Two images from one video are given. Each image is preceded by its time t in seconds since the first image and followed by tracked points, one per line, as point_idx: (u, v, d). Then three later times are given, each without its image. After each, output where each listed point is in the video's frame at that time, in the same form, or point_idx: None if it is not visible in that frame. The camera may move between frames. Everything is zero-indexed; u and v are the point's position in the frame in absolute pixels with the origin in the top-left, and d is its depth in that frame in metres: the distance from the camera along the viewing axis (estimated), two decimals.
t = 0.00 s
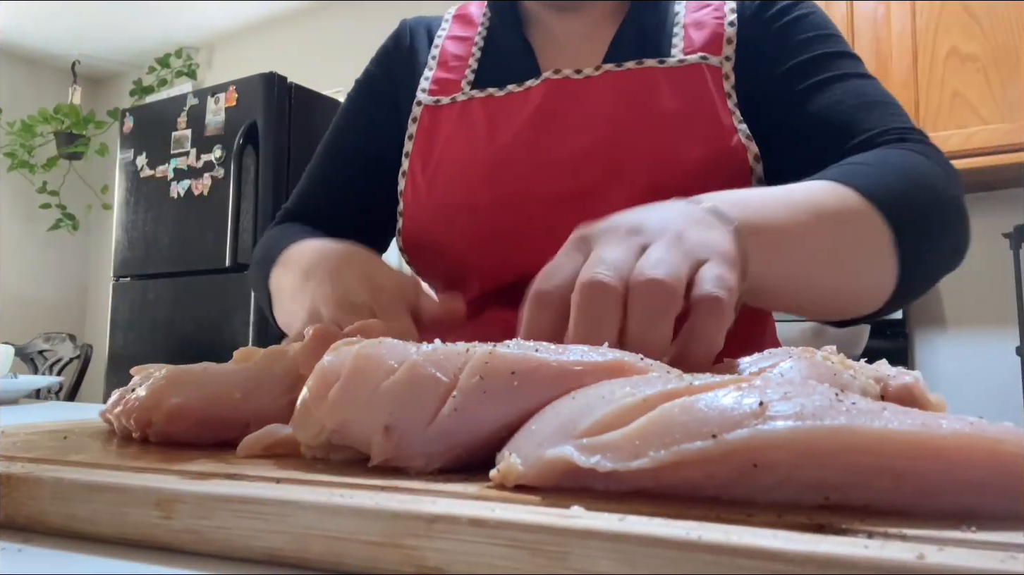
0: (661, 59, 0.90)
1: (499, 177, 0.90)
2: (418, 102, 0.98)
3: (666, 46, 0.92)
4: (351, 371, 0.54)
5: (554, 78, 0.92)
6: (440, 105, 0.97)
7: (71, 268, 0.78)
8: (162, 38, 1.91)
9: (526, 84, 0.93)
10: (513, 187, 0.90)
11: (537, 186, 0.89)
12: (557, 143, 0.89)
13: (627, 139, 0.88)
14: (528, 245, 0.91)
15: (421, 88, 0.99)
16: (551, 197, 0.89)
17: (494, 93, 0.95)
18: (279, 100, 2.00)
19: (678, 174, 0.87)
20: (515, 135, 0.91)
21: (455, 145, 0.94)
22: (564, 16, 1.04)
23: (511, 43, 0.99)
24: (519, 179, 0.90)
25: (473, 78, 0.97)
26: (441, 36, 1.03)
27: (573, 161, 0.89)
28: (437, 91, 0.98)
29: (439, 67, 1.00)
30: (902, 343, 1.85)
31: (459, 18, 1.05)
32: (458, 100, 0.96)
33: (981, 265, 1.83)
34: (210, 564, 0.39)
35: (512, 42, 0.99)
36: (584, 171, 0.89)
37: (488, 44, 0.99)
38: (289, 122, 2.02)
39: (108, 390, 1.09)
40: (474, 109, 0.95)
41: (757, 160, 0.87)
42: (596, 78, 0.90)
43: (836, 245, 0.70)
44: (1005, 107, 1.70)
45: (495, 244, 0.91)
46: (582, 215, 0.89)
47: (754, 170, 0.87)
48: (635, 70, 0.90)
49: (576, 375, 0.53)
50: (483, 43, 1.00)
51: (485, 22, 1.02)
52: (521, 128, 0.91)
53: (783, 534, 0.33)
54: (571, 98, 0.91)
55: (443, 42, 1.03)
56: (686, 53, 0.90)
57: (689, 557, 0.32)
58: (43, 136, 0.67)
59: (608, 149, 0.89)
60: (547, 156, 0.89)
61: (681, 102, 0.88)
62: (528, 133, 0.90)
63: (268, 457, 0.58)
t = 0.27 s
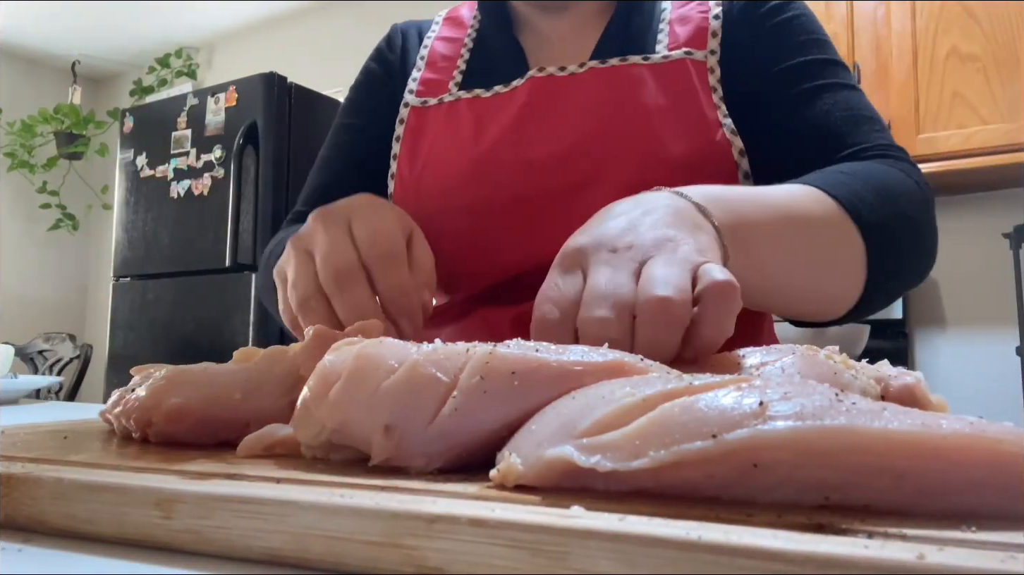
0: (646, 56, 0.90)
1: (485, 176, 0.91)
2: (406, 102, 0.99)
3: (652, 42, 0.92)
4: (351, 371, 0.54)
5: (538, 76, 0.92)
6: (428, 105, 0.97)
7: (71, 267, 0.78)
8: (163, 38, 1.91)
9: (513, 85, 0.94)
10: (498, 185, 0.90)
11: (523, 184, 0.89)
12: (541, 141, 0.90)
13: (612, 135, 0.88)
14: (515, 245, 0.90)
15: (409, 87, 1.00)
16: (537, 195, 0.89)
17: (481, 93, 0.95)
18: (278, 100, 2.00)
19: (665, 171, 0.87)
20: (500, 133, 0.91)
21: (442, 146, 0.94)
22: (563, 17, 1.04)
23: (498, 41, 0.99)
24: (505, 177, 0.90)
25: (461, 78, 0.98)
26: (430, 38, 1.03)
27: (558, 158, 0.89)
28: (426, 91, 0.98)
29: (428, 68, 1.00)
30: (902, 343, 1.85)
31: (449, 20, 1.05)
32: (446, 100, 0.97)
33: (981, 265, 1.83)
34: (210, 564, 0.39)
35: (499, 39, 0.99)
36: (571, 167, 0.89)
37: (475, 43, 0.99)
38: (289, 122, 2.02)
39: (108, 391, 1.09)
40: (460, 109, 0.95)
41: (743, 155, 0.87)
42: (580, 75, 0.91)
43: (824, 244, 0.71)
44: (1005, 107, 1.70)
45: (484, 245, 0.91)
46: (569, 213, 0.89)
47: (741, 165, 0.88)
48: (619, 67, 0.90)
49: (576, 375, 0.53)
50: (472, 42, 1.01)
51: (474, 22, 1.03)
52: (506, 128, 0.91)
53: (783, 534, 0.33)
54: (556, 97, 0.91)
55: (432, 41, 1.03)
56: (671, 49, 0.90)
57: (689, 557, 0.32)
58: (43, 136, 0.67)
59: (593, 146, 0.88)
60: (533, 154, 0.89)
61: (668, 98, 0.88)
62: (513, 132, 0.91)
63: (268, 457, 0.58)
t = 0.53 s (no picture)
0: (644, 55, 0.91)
1: (488, 174, 0.91)
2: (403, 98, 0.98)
3: (648, 42, 0.93)
4: (351, 371, 0.54)
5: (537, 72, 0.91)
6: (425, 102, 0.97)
7: (71, 267, 0.78)
8: (163, 38, 1.91)
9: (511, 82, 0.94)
10: (503, 183, 0.90)
11: (528, 181, 0.89)
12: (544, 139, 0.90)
13: (615, 132, 0.89)
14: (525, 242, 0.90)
15: (404, 83, 0.99)
16: (542, 192, 0.89)
17: (480, 92, 0.95)
18: (278, 99, 2.00)
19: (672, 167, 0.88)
20: (502, 130, 0.91)
21: (443, 143, 0.94)
22: (564, 17, 1.04)
23: (495, 36, 0.99)
24: (509, 175, 0.90)
25: (457, 75, 0.98)
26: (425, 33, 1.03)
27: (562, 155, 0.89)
28: (422, 87, 0.98)
29: (424, 64, 1.00)
30: (903, 343, 1.85)
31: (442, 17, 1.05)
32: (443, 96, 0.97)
33: (981, 265, 1.83)
34: (210, 564, 0.39)
35: (494, 35, 0.99)
36: (575, 163, 0.89)
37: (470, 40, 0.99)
38: (288, 121, 2.02)
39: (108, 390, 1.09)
40: (459, 107, 0.95)
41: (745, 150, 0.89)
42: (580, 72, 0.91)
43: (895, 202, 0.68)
44: (1005, 106, 1.70)
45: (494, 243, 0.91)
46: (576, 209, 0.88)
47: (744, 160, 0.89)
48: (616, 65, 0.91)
49: (576, 375, 0.53)
50: (467, 40, 1.00)
51: (468, 20, 1.02)
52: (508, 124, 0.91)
53: (783, 534, 0.33)
54: (556, 93, 0.91)
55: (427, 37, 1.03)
56: (668, 48, 0.92)
57: (689, 557, 0.32)
58: (43, 136, 0.67)
59: (596, 142, 0.89)
60: (536, 151, 0.89)
61: (668, 96, 0.89)
62: (515, 129, 0.91)
63: (268, 458, 0.58)
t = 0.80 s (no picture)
0: (659, 57, 0.92)
1: (506, 171, 0.91)
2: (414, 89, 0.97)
3: (663, 45, 0.93)
4: (352, 370, 0.53)
5: (553, 68, 0.92)
6: (437, 94, 0.97)
7: (71, 267, 0.78)
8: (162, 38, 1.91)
9: (527, 76, 0.94)
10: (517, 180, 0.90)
11: (545, 179, 0.89)
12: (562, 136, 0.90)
13: (631, 131, 0.89)
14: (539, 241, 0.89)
15: (415, 74, 0.98)
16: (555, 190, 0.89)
17: (493, 86, 0.95)
18: (278, 99, 2.01)
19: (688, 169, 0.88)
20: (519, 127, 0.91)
21: (459, 139, 0.94)
22: (566, 18, 1.04)
23: (505, 31, 0.99)
24: (527, 172, 0.90)
25: (469, 69, 0.97)
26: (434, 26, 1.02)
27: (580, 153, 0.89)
28: (432, 79, 0.98)
29: (433, 56, 0.99)
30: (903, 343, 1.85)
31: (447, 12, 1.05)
32: (456, 89, 0.97)
33: (981, 265, 1.83)
34: (210, 565, 0.39)
35: (506, 30, 0.99)
36: (588, 162, 0.89)
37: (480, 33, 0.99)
38: (288, 122, 2.03)
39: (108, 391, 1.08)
40: (474, 101, 0.95)
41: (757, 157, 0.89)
42: (596, 69, 0.91)
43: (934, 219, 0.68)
44: (1005, 106, 1.70)
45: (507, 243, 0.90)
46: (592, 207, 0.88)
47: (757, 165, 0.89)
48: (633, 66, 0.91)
49: (576, 375, 0.53)
50: (476, 34, 1.00)
51: (475, 15, 1.02)
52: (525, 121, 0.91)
53: (783, 534, 0.33)
54: (573, 90, 0.91)
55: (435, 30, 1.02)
56: (684, 52, 0.93)
57: (690, 557, 0.32)
58: (44, 136, 0.67)
59: (614, 142, 0.89)
60: (554, 149, 0.90)
61: (684, 97, 0.90)
62: (532, 126, 0.91)
63: (268, 457, 0.58)
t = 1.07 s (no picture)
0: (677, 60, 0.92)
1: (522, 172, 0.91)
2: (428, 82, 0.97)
3: (679, 45, 0.94)
4: (351, 371, 0.53)
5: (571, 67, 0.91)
6: (452, 89, 0.97)
7: (71, 267, 0.78)
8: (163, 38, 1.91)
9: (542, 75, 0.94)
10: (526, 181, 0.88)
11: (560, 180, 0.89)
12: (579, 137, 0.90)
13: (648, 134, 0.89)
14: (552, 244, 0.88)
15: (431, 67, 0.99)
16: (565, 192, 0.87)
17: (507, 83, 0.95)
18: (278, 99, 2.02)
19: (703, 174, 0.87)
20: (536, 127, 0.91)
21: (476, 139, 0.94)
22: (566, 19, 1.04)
23: (524, 33, 0.99)
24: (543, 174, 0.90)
25: (483, 63, 0.98)
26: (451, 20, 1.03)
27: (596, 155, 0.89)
28: (447, 74, 0.98)
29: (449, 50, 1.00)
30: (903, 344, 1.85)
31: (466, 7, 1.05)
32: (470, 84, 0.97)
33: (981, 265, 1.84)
34: (210, 565, 0.39)
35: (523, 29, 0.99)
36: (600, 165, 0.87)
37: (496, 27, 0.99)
38: (289, 126, 2.06)
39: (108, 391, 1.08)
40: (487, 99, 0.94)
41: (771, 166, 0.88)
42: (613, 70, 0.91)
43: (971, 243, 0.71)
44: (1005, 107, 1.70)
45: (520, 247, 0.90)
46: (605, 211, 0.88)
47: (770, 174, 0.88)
48: (651, 69, 0.92)
49: (576, 375, 0.53)
50: (492, 28, 1.01)
51: (491, 10, 1.03)
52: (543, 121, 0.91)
53: (783, 534, 0.33)
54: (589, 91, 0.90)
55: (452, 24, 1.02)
56: (701, 56, 0.93)
57: (689, 557, 0.32)
58: (44, 136, 0.67)
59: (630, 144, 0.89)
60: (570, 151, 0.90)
61: (700, 100, 0.89)
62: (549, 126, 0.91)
63: (268, 457, 0.58)
